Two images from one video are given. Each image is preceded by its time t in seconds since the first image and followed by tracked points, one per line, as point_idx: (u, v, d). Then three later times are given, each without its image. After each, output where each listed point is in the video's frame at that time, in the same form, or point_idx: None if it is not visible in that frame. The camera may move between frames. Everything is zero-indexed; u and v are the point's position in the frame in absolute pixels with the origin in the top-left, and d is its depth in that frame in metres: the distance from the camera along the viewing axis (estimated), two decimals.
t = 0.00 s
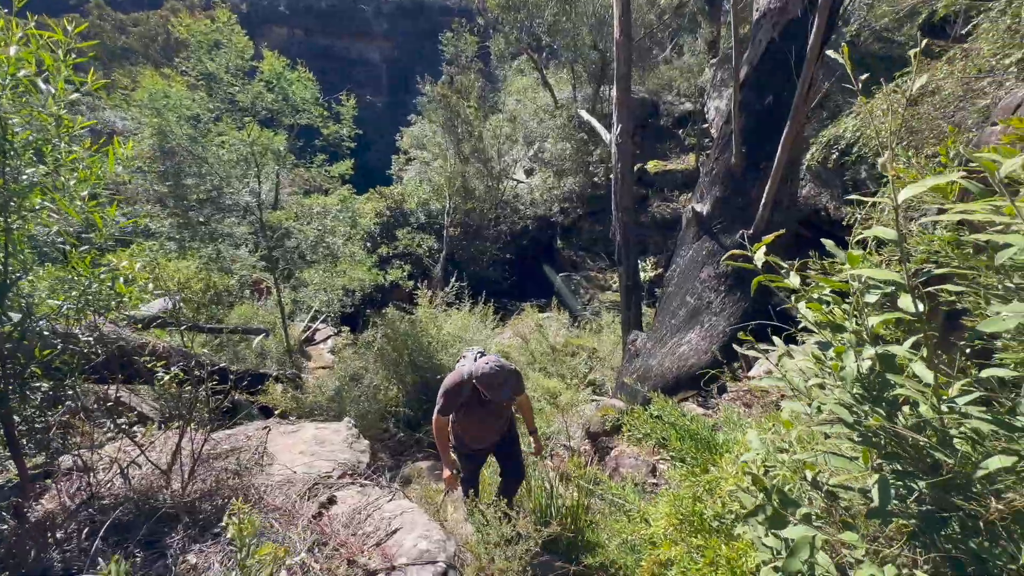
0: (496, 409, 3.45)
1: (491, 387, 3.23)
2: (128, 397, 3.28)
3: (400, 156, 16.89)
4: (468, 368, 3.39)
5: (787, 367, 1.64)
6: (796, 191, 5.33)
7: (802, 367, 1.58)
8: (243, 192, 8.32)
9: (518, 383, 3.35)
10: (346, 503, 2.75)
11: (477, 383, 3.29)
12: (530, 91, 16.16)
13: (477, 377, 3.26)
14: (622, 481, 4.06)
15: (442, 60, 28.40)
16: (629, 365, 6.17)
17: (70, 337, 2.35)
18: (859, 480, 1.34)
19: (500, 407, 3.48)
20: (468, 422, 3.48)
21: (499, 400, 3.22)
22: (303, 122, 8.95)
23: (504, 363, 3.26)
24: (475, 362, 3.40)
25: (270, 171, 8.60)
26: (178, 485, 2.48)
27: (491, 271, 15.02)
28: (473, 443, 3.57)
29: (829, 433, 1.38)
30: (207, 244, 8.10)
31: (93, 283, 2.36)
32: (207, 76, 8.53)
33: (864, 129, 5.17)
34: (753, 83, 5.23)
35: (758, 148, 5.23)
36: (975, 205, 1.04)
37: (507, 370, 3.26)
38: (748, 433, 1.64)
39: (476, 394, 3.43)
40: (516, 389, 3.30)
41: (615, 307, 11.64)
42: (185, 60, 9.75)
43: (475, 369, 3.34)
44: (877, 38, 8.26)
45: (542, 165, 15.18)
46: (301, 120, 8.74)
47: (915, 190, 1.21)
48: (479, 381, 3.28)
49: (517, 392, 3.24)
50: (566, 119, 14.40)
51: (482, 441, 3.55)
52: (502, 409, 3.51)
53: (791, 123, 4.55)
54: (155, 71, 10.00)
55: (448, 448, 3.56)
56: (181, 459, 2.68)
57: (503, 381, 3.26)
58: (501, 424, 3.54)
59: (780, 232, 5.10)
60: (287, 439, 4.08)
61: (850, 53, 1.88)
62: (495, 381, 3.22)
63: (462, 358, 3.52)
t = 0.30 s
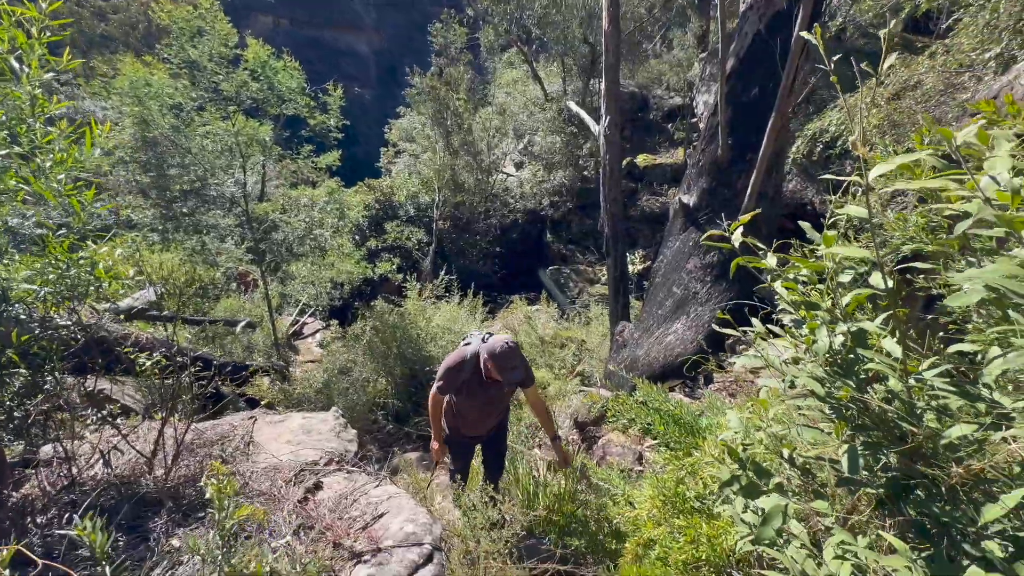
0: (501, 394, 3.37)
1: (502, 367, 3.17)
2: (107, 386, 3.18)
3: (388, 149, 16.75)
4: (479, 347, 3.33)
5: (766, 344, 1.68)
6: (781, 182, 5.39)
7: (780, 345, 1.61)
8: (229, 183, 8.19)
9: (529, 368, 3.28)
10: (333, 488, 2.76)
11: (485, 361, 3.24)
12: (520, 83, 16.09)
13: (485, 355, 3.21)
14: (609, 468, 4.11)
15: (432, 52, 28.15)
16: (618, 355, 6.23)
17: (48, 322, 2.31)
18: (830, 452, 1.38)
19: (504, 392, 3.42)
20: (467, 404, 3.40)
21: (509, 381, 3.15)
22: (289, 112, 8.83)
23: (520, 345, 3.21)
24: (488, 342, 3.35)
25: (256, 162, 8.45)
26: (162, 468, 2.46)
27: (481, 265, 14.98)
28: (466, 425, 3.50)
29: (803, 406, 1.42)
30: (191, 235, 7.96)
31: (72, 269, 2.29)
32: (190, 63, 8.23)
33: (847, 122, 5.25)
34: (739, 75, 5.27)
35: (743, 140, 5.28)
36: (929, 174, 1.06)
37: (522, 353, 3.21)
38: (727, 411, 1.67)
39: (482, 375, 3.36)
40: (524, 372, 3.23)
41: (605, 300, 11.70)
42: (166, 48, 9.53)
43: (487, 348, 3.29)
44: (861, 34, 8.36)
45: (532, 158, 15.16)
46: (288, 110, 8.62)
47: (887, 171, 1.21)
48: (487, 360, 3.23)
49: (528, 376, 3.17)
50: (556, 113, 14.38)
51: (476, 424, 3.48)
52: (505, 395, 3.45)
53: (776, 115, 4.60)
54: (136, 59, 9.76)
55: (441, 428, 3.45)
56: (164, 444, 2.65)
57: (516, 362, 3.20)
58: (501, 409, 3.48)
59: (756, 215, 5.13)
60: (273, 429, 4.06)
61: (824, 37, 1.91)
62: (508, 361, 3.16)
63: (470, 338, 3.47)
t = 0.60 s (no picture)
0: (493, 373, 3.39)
1: (491, 346, 3.17)
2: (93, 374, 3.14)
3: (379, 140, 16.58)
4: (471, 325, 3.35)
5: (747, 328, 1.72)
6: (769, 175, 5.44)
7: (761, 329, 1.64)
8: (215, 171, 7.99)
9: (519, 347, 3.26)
10: (320, 474, 2.77)
11: (474, 339, 3.26)
12: (512, 75, 15.98)
13: (474, 334, 3.23)
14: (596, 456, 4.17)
15: (423, 43, 27.86)
16: (607, 346, 6.29)
17: (29, 304, 2.30)
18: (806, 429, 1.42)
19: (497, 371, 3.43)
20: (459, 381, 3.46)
21: (497, 359, 3.16)
22: (278, 101, 8.69)
23: (509, 323, 3.19)
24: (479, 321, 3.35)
25: (243, 150, 8.32)
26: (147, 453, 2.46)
27: (472, 258, 14.92)
28: (459, 402, 3.58)
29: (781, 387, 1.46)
30: (177, 225, 7.83)
31: (53, 252, 2.26)
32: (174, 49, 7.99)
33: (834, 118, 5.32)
34: (729, 69, 5.30)
35: (732, 134, 5.32)
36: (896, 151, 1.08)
37: (511, 331, 3.19)
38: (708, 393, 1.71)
39: (473, 353, 3.39)
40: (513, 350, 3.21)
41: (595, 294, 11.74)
42: (150, 32, 9.29)
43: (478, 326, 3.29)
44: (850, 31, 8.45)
45: (523, 151, 15.12)
46: (276, 98, 8.48)
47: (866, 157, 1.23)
48: (476, 338, 3.25)
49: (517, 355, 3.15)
50: (549, 106, 14.35)
51: (469, 401, 3.55)
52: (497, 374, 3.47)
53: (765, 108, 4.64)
54: (119, 43, 9.51)
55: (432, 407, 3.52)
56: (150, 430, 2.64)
57: (506, 340, 3.19)
58: (493, 387, 3.52)
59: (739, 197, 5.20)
60: (260, 417, 4.03)
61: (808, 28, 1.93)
62: (497, 340, 3.16)
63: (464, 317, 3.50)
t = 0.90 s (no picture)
0: (470, 360, 3.29)
1: (459, 330, 3.09)
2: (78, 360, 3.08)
3: (374, 133, 16.48)
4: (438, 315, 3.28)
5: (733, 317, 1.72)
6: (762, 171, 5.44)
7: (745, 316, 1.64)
8: (206, 160, 7.88)
9: (488, 323, 3.17)
10: (307, 461, 2.76)
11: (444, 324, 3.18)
12: (509, 69, 15.88)
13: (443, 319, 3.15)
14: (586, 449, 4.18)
15: (420, 36, 27.61)
16: (599, 340, 6.31)
17: (7, 287, 2.27)
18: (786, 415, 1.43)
19: (475, 357, 3.33)
20: (440, 375, 3.34)
21: (467, 342, 3.07)
22: (270, 90, 8.57)
23: (473, 301, 3.11)
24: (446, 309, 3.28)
25: (235, 140, 8.22)
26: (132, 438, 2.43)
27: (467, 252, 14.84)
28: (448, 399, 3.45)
29: (763, 371, 1.47)
30: (168, 214, 7.74)
31: (35, 236, 2.25)
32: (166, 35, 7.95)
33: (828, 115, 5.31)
34: (723, 64, 5.29)
35: (726, 129, 5.31)
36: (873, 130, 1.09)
37: (477, 309, 3.10)
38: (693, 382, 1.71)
39: (447, 343, 3.30)
40: (482, 326, 3.11)
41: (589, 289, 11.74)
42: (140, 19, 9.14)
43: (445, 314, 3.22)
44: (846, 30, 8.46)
45: (519, 146, 15.07)
46: (269, 88, 8.35)
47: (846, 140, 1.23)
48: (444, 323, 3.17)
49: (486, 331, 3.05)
50: (545, 100, 14.29)
51: (456, 397, 3.42)
52: (477, 361, 3.36)
53: (757, 103, 4.63)
54: (110, 30, 9.37)
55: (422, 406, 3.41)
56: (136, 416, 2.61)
57: (473, 322, 3.10)
58: (478, 377, 3.40)
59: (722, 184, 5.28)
60: (248, 405, 4.01)
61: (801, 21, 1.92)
62: (463, 319, 3.07)
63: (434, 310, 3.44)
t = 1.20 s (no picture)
0: (457, 357, 3.14)
1: (442, 325, 2.97)
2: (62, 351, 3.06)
3: (375, 128, 16.39)
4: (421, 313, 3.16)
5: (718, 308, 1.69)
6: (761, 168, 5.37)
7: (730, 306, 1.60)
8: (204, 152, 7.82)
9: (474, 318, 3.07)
10: (293, 451, 2.75)
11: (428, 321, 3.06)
12: (511, 66, 15.76)
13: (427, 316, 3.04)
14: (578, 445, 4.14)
15: (422, 31, 27.39)
16: (595, 337, 6.27)
17: None
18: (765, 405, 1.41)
19: (463, 355, 3.20)
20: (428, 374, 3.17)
21: (450, 336, 2.94)
22: (269, 83, 8.42)
23: (457, 296, 3.00)
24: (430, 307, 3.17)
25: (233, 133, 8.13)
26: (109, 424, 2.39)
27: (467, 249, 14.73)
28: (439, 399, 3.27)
29: (743, 361, 1.44)
30: (166, 206, 7.72)
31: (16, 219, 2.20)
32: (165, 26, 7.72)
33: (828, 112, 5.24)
34: (722, 59, 5.22)
35: (724, 125, 5.25)
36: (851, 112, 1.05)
37: (462, 304, 2.99)
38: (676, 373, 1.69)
39: (433, 342, 3.18)
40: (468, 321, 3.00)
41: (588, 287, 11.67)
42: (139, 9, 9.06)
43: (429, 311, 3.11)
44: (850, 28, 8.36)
45: (520, 143, 14.97)
46: (268, 81, 8.21)
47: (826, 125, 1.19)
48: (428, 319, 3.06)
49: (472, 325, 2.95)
50: (547, 97, 14.21)
51: (446, 398, 3.25)
52: (465, 360, 3.21)
53: (756, 98, 4.56)
54: (109, 21, 9.30)
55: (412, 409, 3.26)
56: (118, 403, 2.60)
57: (456, 316, 2.99)
58: (467, 376, 3.23)
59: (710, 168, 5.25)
60: (239, 396, 3.98)
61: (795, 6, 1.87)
62: (448, 314, 2.96)
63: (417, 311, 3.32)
